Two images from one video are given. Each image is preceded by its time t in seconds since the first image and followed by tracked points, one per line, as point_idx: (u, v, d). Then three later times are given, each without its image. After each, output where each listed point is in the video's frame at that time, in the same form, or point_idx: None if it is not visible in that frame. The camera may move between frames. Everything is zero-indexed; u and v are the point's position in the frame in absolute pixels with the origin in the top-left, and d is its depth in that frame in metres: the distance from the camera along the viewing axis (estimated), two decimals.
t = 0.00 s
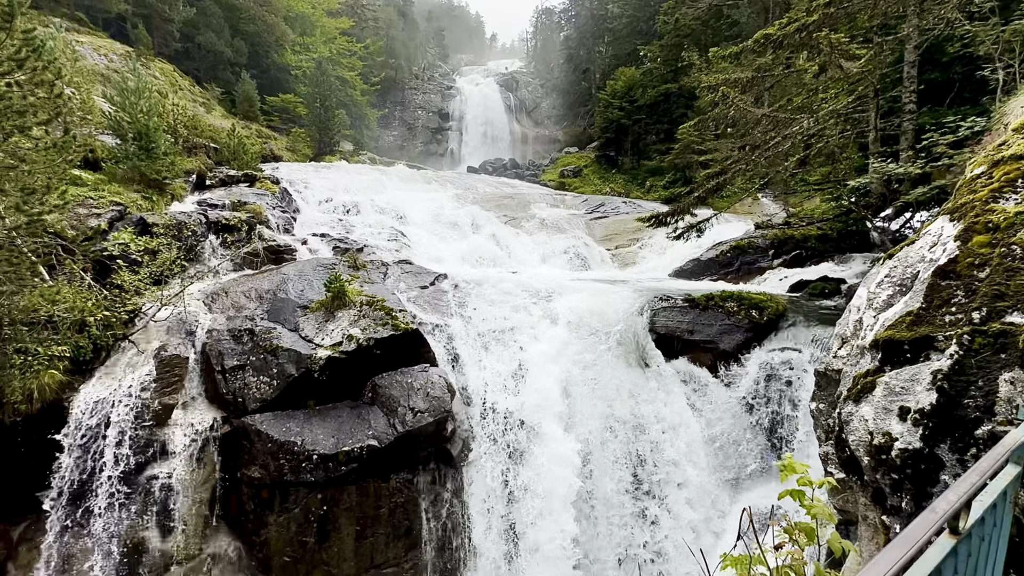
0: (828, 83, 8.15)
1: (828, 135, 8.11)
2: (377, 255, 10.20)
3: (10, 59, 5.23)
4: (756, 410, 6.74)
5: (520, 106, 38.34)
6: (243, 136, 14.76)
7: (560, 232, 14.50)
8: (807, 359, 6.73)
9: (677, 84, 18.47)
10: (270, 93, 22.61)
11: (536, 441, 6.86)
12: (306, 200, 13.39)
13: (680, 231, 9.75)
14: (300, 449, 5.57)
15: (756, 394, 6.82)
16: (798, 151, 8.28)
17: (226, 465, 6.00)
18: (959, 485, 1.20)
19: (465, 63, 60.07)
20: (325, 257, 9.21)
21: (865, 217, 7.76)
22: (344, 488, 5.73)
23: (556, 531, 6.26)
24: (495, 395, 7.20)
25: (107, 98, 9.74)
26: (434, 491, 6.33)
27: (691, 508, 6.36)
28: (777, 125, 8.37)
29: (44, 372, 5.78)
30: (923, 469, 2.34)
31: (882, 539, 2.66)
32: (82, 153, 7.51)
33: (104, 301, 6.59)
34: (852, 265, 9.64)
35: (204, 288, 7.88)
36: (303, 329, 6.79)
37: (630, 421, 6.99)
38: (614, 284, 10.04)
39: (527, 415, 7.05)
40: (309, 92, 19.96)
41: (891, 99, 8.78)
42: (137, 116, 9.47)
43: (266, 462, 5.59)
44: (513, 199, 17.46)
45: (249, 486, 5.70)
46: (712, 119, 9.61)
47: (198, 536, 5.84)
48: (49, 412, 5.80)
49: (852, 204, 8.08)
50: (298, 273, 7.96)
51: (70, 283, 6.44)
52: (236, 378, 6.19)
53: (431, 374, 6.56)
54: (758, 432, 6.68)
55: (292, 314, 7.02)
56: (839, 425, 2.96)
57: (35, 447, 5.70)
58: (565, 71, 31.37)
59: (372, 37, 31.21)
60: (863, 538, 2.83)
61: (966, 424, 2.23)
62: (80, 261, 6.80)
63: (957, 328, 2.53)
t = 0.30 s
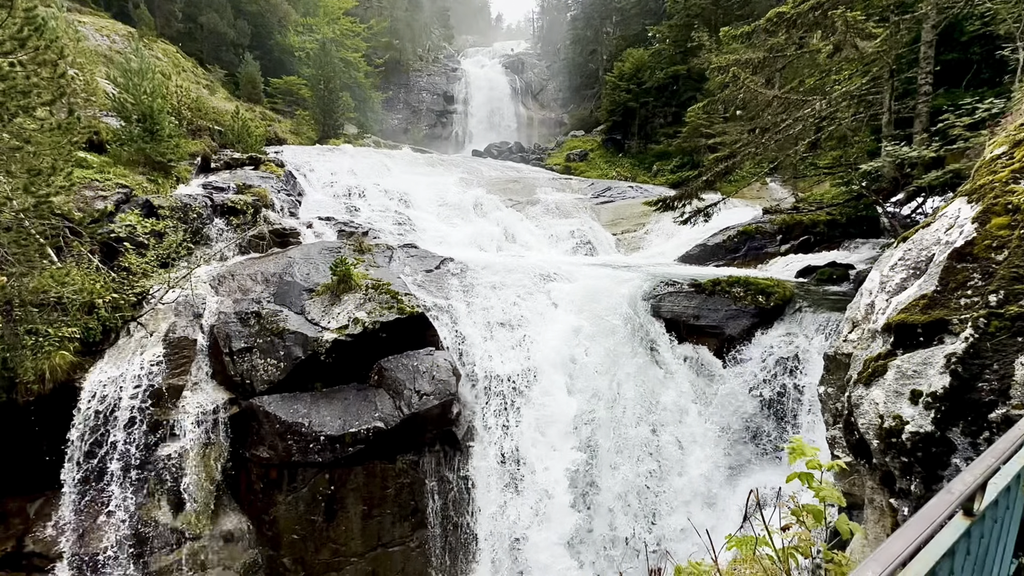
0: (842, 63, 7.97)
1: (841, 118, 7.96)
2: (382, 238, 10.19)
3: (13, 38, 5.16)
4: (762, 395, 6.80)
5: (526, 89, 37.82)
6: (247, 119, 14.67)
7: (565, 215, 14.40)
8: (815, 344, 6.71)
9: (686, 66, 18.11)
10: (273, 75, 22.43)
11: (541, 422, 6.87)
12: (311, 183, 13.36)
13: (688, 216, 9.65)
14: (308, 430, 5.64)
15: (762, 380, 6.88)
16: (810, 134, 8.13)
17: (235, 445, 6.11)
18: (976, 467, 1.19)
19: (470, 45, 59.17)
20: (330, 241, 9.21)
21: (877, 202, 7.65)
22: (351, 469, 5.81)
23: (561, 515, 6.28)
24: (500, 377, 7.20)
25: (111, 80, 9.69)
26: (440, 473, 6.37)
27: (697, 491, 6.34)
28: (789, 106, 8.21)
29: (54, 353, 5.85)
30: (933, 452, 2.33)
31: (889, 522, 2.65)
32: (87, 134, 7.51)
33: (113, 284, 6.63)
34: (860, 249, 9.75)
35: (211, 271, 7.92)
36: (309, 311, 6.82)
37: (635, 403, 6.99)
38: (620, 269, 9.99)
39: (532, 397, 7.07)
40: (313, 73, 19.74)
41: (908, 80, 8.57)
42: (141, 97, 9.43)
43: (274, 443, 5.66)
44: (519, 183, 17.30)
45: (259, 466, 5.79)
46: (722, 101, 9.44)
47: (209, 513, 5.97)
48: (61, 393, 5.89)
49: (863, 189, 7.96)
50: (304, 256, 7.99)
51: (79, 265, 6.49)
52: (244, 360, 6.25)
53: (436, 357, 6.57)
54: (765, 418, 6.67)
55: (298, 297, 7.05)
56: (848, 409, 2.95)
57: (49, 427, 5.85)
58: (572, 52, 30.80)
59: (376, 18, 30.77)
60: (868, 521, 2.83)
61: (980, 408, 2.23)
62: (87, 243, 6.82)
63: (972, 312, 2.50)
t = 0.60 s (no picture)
0: (861, 41, 7.76)
1: (858, 98, 7.78)
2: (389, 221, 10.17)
3: (18, 15, 5.12)
4: (771, 378, 6.75)
5: (534, 69, 37.19)
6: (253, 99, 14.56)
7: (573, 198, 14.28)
8: (828, 330, 6.61)
9: (697, 45, 17.74)
10: (278, 54, 22.18)
11: (549, 404, 6.95)
12: (318, 165, 13.30)
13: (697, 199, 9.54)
14: (318, 410, 5.70)
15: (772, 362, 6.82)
16: (825, 114, 7.96)
17: (247, 424, 6.20)
18: (1003, 448, 1.18)
19: (476, 24, 58.12)
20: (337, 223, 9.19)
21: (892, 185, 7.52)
22: (360, 448, 5.84)
23: (568, 496, 6.40)
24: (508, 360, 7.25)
25: (117, 59, 9.63)
26: (448, 453, 6.42)
27: (704, 473, 6.40)
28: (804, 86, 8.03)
29: (69, 332, 5.90)
30: (953, 434, 2.31)
31: (902, 503, 2.65)
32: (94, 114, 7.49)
33: (124, 264, 6.65)
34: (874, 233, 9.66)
35: (220, 252, 7.96)
36: (317, 293, 6.84)
37: (642, 385, 7.02)
38: (628, 253, 9.93)
39: (540, 379, 7.11)
40: (318, 53, 19.49)
41: (928, 58, 8.35)
42: (147, 77, 9.37)
43: (285, 422, 5.73)
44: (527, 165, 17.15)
45: (270, 445, 5.87)
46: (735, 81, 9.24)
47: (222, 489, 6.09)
48: (76, 371, 5.91)
49: (879, 172, 7.81)
50: (312, 238, 8.00)
51: (89, 245, 6.49)
52: (254, 341, 6.31)
53: (444, 339, 6.59)
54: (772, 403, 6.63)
55: (307, 278, 7.08)
56: (864, 391, 2.92)
57: (65, 404, 5.89)
58: (581, 31, 30.21)
59: None
60: (879, 503, 2.83)
61: (1003, 390, 2.20)
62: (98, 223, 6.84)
63: (997, 293, 2.46)
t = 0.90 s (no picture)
0: (885, 17, 7.52)
1: (880, 76, 7.55)
2: (398, 202, 10.14)
3: None
4: (782, 361, 6.70)
5: (544, 48, 36.51)
6: (262, 79, 14.46)
7: (582, 180, 14.15)
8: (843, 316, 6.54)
9: (712, 22, 17.32)
10: (286, 33, 21.95)
11: (558, 386, 6.99)
12: (327, 146, 13.23)
13: (710, 182, 9.39)
14: (330, 389, 5.76)
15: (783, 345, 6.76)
16: (843, 94, 7.77)
17: (261, 403, 6.27)
18: None
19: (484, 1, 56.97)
20: (347, 204, 9.18)
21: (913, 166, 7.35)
22: (371, 427, 5.91)
23: (576, 478, 6.50)
24: (517, 341, 7.26)
25: (126, 38, 9.60)
26: (458, 434, 6.45)
27: (712, 455, 6.45)
28: (824, 64, 7.82)
29: (86, 310, 5.97)
30: (979, 417, 2.27)
31: (919, 485, 2.63)
32: (105, 93, 7.48)
33: (138, 244, 6.68)
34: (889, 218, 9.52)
35: (231, 233, 8.00)
36: (329, 274, 6.87)
37: (651, 368, 7.02)
38: (639, 235, 9.84)
39: (549, 361, 7.14)
40: (325, 31, 19.27)
41: (954, 35, 8.09)
42: (156, 56, 9.35)
43: (299, 401, 5.81)
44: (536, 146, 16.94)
45: (284, 423, 5.97)
46: (752, 59, 9.02)
47: (238, 465, 6.24)
48: (94, 350, 6.01)
49: (898, 153, 7.62)
50: (323, 219, 8.01)
51: (103, 225, 6.47)
52: (266, 322, 6.38)
53: (454, 320, 6.61)
54: (782, 387, 6.58)
55: (319, 259, 7.11)
56: (887, 373, 2.89)
57: (85, 380, 6.01)
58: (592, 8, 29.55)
59: None
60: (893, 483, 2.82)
61: None
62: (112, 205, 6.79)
63: None
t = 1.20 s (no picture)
0: None
1: (903, 56, 7.29)
2: (408, 184, 10.12)
3: None
4: (794, 344, 6.59)
5: (554, 27, 35.86)
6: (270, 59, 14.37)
7: (593, 163, 14.01)
8: (858, 301, 6.47)
9: None
10: (293, 12, 21.71)
11: (567, 368, 7.02)
12: (336, 127, 13.17)
13: (723, 164, 9.25)
14: (343, 370, 5.82)
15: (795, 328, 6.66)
16: (865, 74, 7.57)
17: (275, 382, 6.37)
18: None
19: None
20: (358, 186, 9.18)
21: (935, 148, 7.19)
22: (383, 408, 5.99)
23: (584, 461, 6.55)
24: (526, 324, 7.28)
25: (136, 17, 9.57)
26: (469, 415, 6.51)
27: (720, 438, 6.46)
28: (846, 42, 7.60)
29: (103, 291, 6.04)
30: (1003, 401, 2.24)
31: (936, 469, 2.62)
32: (116, 73, 7.48)
33: (153, 226, 6.70)
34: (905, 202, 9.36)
35: (243, 215, 8.03)
36: (340, 255, 6.90)
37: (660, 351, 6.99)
38: (650, 219, 9.75)
39: (558, 343, 7.15)
40: (334, 11, 19.03)
41: (982, 11, 7.81)
42: (166, 35, 9.33)
43: (312, 380, 5.88)
44: (547, 128, 16.76)
45: (297, 402, 6.05)
46: (770, 38, 8.78)
47: (254, 442, 6.37)
48: (112, 330, 6.09)
49: (919, 135, 7.42)
50: (334, 201, 8.02)
51: (119, 206, 6.49)
52: (279, 303, 6.44)
53: (464, 303, 6.61)
54: (794, 373, 6.50)
55: (330, 240, 7.14)
56: (909, 356, 2.87)
57: (104, 359, 6.09)
58: None
59: None
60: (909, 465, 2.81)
61: None
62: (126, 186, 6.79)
63: None
